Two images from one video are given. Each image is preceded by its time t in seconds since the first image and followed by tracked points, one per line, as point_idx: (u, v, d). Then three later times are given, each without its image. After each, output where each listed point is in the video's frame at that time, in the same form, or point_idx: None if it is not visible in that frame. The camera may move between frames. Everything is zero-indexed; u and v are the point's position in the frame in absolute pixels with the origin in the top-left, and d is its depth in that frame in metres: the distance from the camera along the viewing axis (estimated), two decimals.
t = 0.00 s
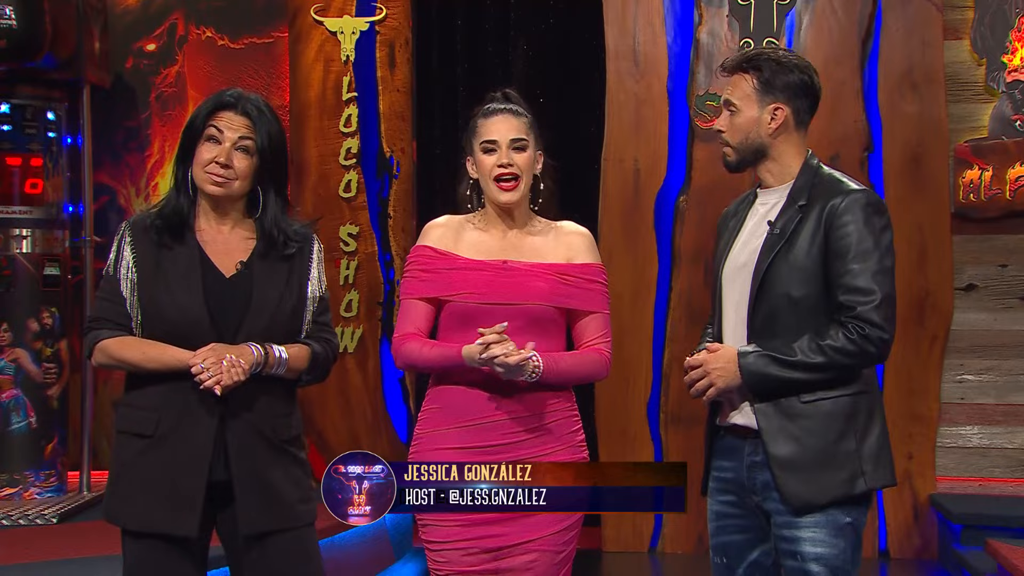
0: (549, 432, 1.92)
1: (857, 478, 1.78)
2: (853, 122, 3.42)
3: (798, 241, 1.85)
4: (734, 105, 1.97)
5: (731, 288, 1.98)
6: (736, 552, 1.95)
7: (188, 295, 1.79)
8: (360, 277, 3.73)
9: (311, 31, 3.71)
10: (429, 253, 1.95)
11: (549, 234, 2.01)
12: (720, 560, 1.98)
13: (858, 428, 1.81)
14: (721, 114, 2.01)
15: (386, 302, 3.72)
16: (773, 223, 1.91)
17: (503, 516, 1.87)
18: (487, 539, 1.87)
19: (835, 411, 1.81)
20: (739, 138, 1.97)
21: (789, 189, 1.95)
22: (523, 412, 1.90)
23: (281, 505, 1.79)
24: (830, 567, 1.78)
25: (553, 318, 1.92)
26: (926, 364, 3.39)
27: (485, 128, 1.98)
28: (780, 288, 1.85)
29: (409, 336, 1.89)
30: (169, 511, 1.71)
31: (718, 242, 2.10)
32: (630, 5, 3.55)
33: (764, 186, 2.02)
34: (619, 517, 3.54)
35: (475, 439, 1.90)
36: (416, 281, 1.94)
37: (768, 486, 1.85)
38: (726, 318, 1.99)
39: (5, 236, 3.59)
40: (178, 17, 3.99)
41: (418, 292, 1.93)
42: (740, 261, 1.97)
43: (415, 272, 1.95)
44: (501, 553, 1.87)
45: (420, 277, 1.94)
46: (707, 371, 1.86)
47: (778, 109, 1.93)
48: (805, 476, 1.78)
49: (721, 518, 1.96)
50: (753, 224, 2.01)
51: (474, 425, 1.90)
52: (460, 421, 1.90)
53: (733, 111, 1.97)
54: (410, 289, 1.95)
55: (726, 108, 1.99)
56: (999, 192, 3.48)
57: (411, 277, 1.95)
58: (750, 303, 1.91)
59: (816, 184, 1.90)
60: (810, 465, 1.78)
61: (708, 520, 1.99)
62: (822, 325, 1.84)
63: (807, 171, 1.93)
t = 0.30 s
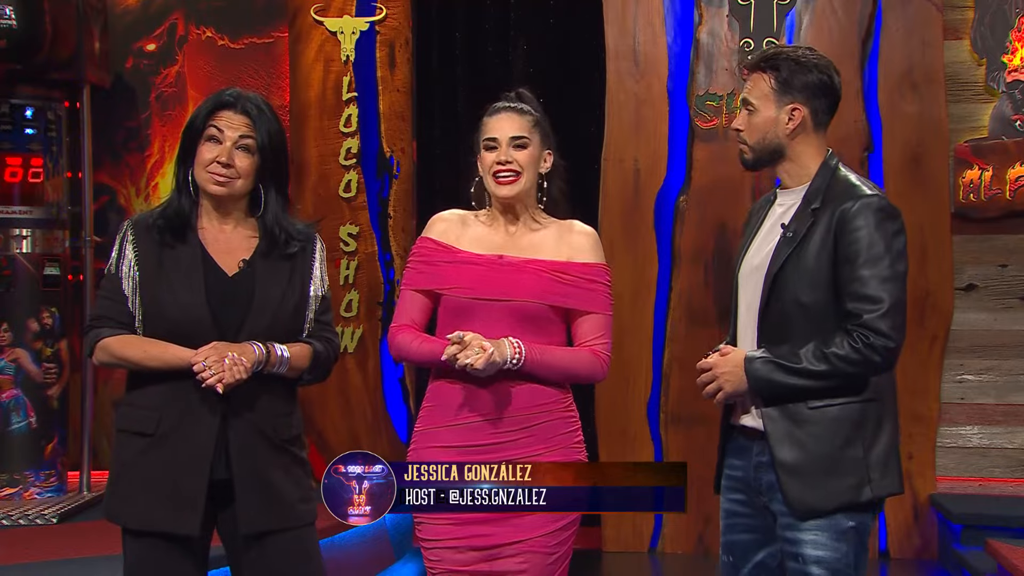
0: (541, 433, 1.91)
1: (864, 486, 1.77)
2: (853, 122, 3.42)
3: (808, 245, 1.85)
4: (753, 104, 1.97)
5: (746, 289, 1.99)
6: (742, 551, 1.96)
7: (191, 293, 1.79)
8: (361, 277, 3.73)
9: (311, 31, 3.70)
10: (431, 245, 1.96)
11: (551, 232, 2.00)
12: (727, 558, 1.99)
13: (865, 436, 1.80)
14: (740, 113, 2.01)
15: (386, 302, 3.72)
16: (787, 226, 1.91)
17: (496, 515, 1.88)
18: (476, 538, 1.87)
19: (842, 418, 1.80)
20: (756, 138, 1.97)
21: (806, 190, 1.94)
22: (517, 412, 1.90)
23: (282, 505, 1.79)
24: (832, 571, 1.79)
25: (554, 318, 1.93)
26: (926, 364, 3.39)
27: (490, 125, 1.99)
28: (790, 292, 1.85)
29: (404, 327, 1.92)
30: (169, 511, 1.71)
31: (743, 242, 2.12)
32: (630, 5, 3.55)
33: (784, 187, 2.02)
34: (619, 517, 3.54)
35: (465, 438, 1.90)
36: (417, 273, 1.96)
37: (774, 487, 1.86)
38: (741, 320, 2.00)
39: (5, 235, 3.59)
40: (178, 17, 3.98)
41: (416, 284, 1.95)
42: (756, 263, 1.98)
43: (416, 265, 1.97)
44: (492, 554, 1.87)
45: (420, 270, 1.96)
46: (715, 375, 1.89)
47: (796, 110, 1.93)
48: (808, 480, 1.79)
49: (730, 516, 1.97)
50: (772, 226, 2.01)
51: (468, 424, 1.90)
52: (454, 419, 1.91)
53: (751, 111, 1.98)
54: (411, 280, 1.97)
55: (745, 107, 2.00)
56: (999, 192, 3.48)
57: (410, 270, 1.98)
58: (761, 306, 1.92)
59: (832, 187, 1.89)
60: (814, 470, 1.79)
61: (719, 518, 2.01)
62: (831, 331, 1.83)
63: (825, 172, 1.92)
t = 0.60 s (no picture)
0: (540, 433, 1.91)
1: (871, 487, 1.77)
2: (853, 122, 3.42)
3: (817, 246, 1.85)
4: (759, 104, 1.97)
5: (750, 290, 2.00)
6: (745, 551, 1.96)
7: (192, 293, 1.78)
8: (361, 277, 3.73)
9: (311, 31, 3.70)
10: (424, 252, 1.97)
11: (553, 232, 2.00)
12: (729, 558, 2.00)
13: (872, 438, 1.80)
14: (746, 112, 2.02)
15: (386, 302, 3.72)
16: (795, 226, 1.91)
17: (496, 515, 1.88)
18: (474, 537, 1.87)
19: (849, 419, 1.80)
20: (762, 138, 1.97)
21: (813, 190, 1.94)
22: (515, 412, 1.90)
23: (284, 505, 1.80)
24: (837, 571, 1.78)
25: (552, 317, 1.94)
26: (927, 364, 3.39)
27: (485, 122, 2.00)
28: (798, 293, 1.85)
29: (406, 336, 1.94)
30: (171, 511, 1.71)
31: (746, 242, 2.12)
32: (630, 5, 3.55)
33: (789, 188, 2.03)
34: (620, 517, 3.54)
35: (462, 440, 1.90)
36: (416, 282, 1.97)
37: (779, 487, 1.86)
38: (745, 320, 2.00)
39: (5, 235, 3.59)
40: (179, 17, 3.98)
41: (413, 293, 1.97)
42: (761, 263, 1.98)
43: (413, 273, 1.99)
44: (491, 554, 1.87)
45: (418, 277, 1.97)
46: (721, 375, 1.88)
47: (802, 111, 1.93)
48: (816, 481, 1.79)
49: (733, 516, 1.97)
50: (776, 227, 2.01)
51: (465, 424, 1.91)
52: (453, 420, 1.91)
53: (757, 111, 1.98)
54: (410, 287, 1.98)
55: (751, 107, 2.00)
56: (999, 193, 3.48)
57: (409, 276, 1.99)
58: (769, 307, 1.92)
59: (839, 188, 1.90)
60: (822, 471, 1.79)
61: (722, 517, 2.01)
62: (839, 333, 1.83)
63: (834, 173, 1.93)
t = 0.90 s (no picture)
0: (538, 433, 1.91)
1: (878, 486, 1.78)
2: (855, 122, 3.42)
3: (823, 246, 1.85)
4: (759, 103, 1.97)
5: (750, 289, 1.99)
6: (740, 552, 1.96)
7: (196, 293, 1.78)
8: (362, 277, 3.73)
9: (312, 31, 3.70)
10: (424, 253, 1.98)
11: (553, 232, 2.00)
12: (725, 559, 1.98)
13: (879, 437, 1.81)
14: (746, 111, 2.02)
15: (387, 302, 3.72)
16: (798, 226, 1.91)
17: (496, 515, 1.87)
18: (471, 536, 1.87)
19: (856, 419, 1.80)
20: (761, 138, 1.97)
21: (814, 191, 1.95)
22: (513, 412, 1.91)
23: (287, 505, 1.80)
24: (841, 569, 1.79)
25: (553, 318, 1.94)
26: (928, 364, 3.39)
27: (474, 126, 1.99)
28: (804, 293, 1.85)
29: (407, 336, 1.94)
30: (174, 511, 1.70)
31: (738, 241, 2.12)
32: (631, 5, 3.55)
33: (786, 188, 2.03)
34: (620, 518, 3.54)
35: (461, 440, 1.91)
36: (416, 283, 1.98)
37: (782, 486, 1.86)
38: (744, 318, 2.00)
39: (6, 235, 3.60)
40: (180, 17, 3.98)
41: (414, 294, 1.98)
42: (761, 262, 1.98)
43: (413, 275, 1.99)
44: (489, 552, 1.87)
45: (417, 279, 1.98)
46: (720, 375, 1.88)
47: (803, 111, 1.93)
48: (824, 480, 1.79)
49: (728, 517, 1.97)
50: (775, 224, 2.01)
51: (464, 424, 1.91)
52: (452, 420, 1.92)
53: (757, 109, 1.98)
54: (411, 288, 1.99)
55: (751, 105, 2.00)
56: (1000, 192, 3.48)
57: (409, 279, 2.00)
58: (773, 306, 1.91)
59: (842, 188, 1.90)
60: (831, 470, 1.79)
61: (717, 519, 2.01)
62: (846, 333, 1.84)
63: (833, 174, 1.93)
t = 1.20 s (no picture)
0: (534, 432, 1.91)
1: (878, 485, 1.78)
2: (856, 122, 3.41)
3: (821, 246, 1.85)
4: (753, 104, 1.97)
5: (747, 291, 1.99)
6: (739, 553, 1.96)
7: (207, 300, 1.76)
8: (362, 277, 3.73)
9: (313, 31, 3.70)
10: (427, 254, 1.99)
11: (549, 231, 1.99)
12: (724, 559, 1.98)
13: (877, 436, 1.81)
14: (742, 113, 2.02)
15: (388, 301, 3.72)
16: (794, 227, 1.91)
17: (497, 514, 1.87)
18: (470, 535, 1.88)
19: (855, 418, 1.81)
20: (753, 138, 1.97)
21: (810, 191, 1.95)
22: (509, 412, 1.91)
23: (288, 504, 1.80)
24: (843, 567, 1.79)
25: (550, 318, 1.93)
26: (929, 364, 3.38)
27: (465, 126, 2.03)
28: (802, 293, 1.85)
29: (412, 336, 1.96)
30: (175, 509, 1.70)
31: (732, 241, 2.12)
32: (632, 5, 3.55)
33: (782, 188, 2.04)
34: (621, 518, 3.54)
35: (457, 439, 1.92)
36: (418, 284, 1.99)
37: (782, 485, 1.86)
38: (742, 318, 2.00)
39: (7, 235, 3.60)
40: (181, 17, 3.98)
41: (416, 292, 1.99)
42: (758, 263, 1.98)
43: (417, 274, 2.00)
44: (486, 552, 1.87)
45: (420, 280, 1.99)
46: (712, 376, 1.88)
47: (798, 112, 1.93)
48: (826, 479, 1.79)
49: (727, 518, 1.97)
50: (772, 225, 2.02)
51: (462, 423, 1.92)
52: (450, 418, 1.94)
53: (751, 111, 1.98)
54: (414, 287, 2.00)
55: (746, 107, 2.00)
56: (1001, 192, 3.48)
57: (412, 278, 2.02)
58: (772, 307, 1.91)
59: (837, 188, 1.90)
60: (832, 469, 1.79)
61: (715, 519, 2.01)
62: (844, 332, 1.84)
63: (827, 173, 1.93)
